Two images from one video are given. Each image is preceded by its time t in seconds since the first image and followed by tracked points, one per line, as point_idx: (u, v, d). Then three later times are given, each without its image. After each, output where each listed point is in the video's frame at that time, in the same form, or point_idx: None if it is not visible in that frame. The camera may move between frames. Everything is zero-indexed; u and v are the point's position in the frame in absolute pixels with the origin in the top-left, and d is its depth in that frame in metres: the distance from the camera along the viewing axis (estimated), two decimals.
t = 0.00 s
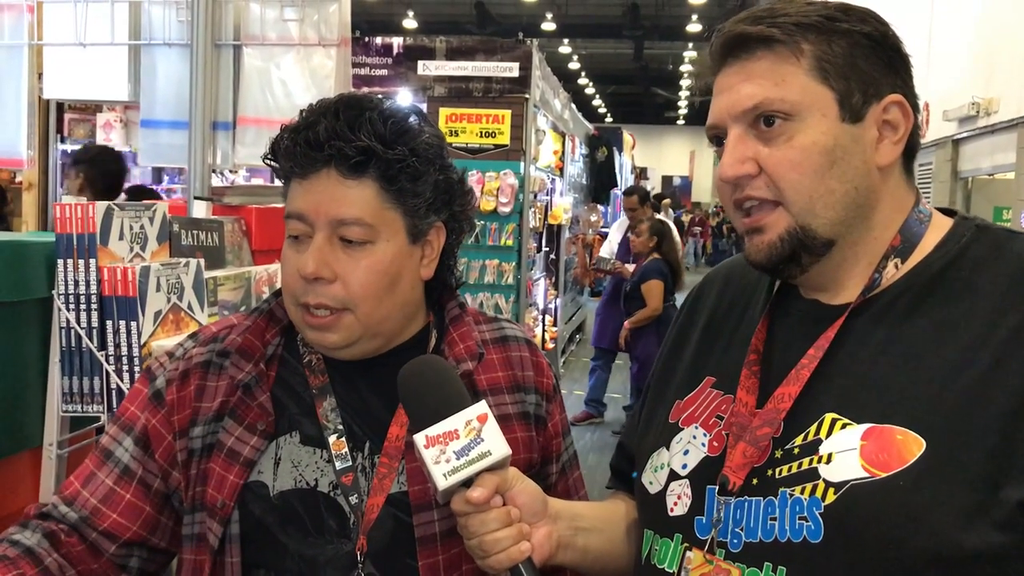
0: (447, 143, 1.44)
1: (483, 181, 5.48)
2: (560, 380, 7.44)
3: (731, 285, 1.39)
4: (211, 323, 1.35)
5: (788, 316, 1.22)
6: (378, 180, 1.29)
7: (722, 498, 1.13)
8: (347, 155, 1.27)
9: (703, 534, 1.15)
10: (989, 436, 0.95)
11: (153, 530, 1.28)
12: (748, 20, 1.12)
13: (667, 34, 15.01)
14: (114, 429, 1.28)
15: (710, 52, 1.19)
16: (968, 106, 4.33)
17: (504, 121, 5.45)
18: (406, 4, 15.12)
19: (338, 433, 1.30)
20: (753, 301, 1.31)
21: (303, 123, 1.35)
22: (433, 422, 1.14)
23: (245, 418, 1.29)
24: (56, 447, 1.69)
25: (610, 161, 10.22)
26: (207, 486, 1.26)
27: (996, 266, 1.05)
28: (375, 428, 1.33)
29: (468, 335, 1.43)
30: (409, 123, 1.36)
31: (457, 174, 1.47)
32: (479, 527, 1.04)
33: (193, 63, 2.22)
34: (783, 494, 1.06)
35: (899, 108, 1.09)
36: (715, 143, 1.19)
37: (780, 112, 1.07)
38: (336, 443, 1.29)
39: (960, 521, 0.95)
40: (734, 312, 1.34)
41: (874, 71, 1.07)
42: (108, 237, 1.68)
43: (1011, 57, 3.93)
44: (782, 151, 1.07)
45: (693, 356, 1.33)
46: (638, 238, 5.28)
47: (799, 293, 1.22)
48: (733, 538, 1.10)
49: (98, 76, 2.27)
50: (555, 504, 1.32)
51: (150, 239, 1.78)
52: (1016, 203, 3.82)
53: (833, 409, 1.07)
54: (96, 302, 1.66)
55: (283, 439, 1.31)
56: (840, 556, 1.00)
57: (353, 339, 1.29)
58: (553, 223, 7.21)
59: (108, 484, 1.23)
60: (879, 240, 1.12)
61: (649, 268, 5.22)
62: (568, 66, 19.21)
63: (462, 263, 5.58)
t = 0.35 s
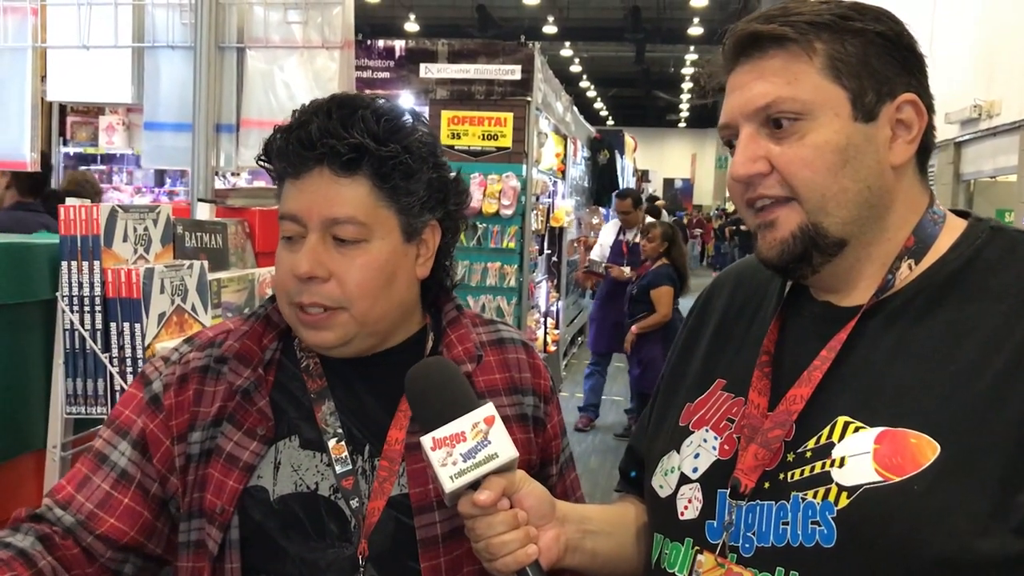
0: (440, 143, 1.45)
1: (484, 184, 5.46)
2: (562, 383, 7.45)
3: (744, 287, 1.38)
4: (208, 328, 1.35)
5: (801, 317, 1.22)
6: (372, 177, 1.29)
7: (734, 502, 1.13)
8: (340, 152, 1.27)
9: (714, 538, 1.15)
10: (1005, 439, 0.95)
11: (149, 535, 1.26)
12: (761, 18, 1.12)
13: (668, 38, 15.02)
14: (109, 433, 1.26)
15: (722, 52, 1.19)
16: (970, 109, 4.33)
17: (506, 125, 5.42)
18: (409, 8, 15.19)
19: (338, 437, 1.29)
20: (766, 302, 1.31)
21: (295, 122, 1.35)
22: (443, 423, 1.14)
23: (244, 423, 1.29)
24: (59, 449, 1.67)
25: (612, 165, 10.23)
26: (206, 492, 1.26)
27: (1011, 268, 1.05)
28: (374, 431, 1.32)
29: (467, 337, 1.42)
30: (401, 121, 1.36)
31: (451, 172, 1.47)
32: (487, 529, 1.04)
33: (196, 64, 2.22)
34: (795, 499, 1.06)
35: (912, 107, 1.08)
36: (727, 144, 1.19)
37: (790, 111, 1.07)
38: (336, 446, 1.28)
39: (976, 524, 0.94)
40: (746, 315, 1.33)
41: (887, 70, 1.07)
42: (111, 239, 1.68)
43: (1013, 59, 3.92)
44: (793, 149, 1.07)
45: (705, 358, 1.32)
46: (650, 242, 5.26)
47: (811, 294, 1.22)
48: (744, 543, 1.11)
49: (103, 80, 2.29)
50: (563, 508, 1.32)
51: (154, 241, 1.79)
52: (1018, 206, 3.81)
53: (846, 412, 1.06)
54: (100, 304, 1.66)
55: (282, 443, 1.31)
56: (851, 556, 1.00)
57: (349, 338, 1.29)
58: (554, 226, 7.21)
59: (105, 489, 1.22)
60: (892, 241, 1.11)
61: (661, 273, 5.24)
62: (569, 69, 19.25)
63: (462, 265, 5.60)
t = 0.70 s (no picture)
0: (428, 145, 1.45)
1: (485, 186, 5.47)
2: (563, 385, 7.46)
3: (750, 290, 1.38)
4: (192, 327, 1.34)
5: (809, 320, 1.22)
6: (354, 180, 1.29)
7: (741, 505, 1.13)
8: (322, 155, 1.28)
9: (721, 541, 1.15)
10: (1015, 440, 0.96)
11: (133, 535, 1.26)
12: (765, 21, 1.13)
13: (669, 40, 15.04)
14: (93, 434, 1.25)
15: (726, 55, 1.19)
16: (971, 110, 4.32)
17: (507, 126, 5.45)
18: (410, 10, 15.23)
19: (323, 440, 1.30)
20: (774, 303, 1.32)
21: (280, 123, 1.36)
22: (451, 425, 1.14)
23: (228, 425, 1.29)
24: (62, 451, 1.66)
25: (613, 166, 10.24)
26: (189, 494, 1.26)
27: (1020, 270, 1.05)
28: (361, 435, 1.33)
29: (454, 340, 1.40)
30: (387, 123, 1.36)
31: (439, 175, 1.47)
32: (491, 532, 1.05)
33: (198, 66, 2.22)
34: (804, 503, 1.07)
35: (920, 107, 1.08)
36: (734, 146, 1.19)
37: (797, 115, 1.07)
38: (321, 450, 1.29)
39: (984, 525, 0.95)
40: (754, 317, 1.33)
41: (894, 69, 1.07)
42: (114, 240, 1.68)
43: (1014, 60, 3.91)
44: (800, 152, 1.07)
45: (712, 361, 1.32)
46: (658, 245, 5.25)
47: (820, 296, 1.22)
48: (752, 547, 1.11)
49: (106, 82, 2.29)
50: (568, 509, 1.32)
51: (156, 242, 1.79)
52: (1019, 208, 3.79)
53: (855, 416, 1.06)
54: (103, 305, 1.66)
55: (267, 447, 1.31)
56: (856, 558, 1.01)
57: (330, 342, 1.29)
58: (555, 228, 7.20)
59: (88, 490, 1.22)
60: (900, 242, 1.11)
61: (669, 277, 5.25)
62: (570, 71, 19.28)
63: (463, 267, 5.60)
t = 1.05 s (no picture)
0: (431, 149, 1.44)
1: (487, 188, 5.45)
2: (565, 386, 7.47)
3: (757, 291, 1.38)
4: (202, 325, 1.34)
5: (817, 324, 1.22)
6: (350, 184, 1.29)
7: (747, 510, 1.13)
8: (317, 158, 1.28)
9: (726, 545, 1.15)
10: None
11: (140, 530, 1.26)
12: (772, 21, 1.13)
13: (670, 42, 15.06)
14: (101, 428, 1.24)
15: (732, 53, 1.19)
16: (972, 113, 4.32)
17: (509, 128, 5.45)
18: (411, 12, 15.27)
19: (327, 440, 1.30)
20: (781, 305, 1.32)
21: (282, 126, 1.36)
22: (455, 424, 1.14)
23: (235, 423, 1.30)
24: (64, 451, 1.68)
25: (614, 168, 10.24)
26: (195, 490, 1.26)
27: None
28: (365, 437, 1.34)
29: (457, 343, 1.42)
30: (386, 126, 1.36)
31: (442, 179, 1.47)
32: (495, 534, 1.05)
33: (200, 68, 2.22)
34: (811, 508, 1.06)
35: (932, 108, 1.07)
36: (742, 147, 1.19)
37: (805, 119, 1.07)
38: (325, 450, 1.29)
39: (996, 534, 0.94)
40: (762, 319, 1.33)
41: (905, 70, 1.06)
42: (116, 241, 1.69)
43: (1016, 62, 3.89)
44: (808, 156, 1.06)
45: (718, 362, 1.32)
46: (660, 248, 5.26)
47: (828, 299, 1.22)
48: (758, 551, 1.11)
49: (107, 84, 2.28)
50: (572, 511, 1.33)
51: (158, 243, 1.78)
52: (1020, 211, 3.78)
53: (865, 422, 1.06)
54: (104, 306, 1.67)
55: (271, 446, 1.31)
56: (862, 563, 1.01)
57: (330, 341, 1.29)
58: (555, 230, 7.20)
59: (96, 483, 1.20)
60: (911, 246, 1.11)
61: (676, 279, 5.26)
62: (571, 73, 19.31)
63: (464, 269, 5.60)
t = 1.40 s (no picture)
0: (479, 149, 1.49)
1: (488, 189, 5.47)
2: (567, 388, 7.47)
3: (763, 292, 1.38)
4: (254, 320, 1.36)
5: (825, 326, 1.21)
6: (418, 177, 1.32)
7: (754, 512, 1.13)
8: (390, 151, 1.31)
9: (733, 548, 1.15)
10: None
11: (188, 514, 1.28)
12: (778, 19, 1.12)
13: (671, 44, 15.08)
14: (156, 413, 1.29)
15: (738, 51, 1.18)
16: (973, 114, 4.28)
17: (510, 129, 5.48)
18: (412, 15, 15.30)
19: (372, 432, 1.31)
20: (788, 306, 1.31)
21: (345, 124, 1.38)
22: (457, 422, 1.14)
23: (284, 415, 1.31)
24: (65, 450, 1.68)
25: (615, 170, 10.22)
26: (246, 478, 1.27)
27: None
28: (407, 428, 1.34)
29: (497, 340, 1.43)
30: (447, 125, 1.40)
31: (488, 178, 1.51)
32: (497, 530, 1.05)
33: (201, 68, 2.23)
34: (820, 511, 1.06)
35: (940, 108, 1.06)
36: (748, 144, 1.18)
37: (808, 120, 1.06)
38: (370, 441, 1.30)
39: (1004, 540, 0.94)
40: (769, 320, 1.32)
41: (912, 70, 1.05)
42: (117, 241, 1.68)
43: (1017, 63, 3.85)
44: (811, 157, 1.06)
45: (725, 363, 1.32)
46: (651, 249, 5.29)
47: (836, 301, 1.21)
48: (766, 554, 1.10)
49: (108, 83, 2.28)
50: (575, 508, 1.31)
51: (159, 243, 1.80)
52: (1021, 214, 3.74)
53: (875, 425, 1.05)
54: (106, 306, 1.66)
55: (320, 436, 1.32)
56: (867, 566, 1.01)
57: (393, 329, 1.31)
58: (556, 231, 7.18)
59: (149, 464, 1.24)
60: (919, 247, 1.10)
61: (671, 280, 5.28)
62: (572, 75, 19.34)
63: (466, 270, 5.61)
